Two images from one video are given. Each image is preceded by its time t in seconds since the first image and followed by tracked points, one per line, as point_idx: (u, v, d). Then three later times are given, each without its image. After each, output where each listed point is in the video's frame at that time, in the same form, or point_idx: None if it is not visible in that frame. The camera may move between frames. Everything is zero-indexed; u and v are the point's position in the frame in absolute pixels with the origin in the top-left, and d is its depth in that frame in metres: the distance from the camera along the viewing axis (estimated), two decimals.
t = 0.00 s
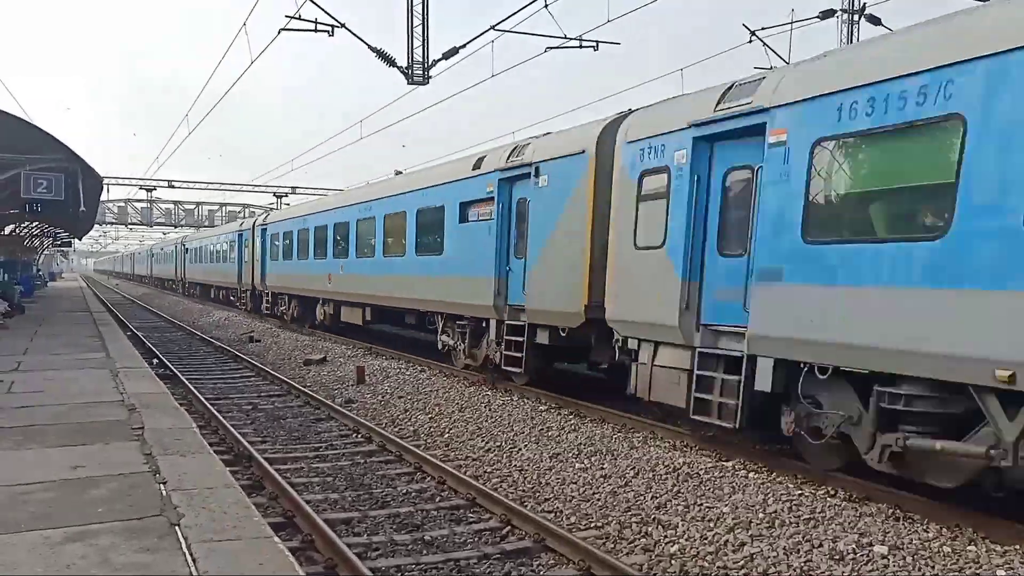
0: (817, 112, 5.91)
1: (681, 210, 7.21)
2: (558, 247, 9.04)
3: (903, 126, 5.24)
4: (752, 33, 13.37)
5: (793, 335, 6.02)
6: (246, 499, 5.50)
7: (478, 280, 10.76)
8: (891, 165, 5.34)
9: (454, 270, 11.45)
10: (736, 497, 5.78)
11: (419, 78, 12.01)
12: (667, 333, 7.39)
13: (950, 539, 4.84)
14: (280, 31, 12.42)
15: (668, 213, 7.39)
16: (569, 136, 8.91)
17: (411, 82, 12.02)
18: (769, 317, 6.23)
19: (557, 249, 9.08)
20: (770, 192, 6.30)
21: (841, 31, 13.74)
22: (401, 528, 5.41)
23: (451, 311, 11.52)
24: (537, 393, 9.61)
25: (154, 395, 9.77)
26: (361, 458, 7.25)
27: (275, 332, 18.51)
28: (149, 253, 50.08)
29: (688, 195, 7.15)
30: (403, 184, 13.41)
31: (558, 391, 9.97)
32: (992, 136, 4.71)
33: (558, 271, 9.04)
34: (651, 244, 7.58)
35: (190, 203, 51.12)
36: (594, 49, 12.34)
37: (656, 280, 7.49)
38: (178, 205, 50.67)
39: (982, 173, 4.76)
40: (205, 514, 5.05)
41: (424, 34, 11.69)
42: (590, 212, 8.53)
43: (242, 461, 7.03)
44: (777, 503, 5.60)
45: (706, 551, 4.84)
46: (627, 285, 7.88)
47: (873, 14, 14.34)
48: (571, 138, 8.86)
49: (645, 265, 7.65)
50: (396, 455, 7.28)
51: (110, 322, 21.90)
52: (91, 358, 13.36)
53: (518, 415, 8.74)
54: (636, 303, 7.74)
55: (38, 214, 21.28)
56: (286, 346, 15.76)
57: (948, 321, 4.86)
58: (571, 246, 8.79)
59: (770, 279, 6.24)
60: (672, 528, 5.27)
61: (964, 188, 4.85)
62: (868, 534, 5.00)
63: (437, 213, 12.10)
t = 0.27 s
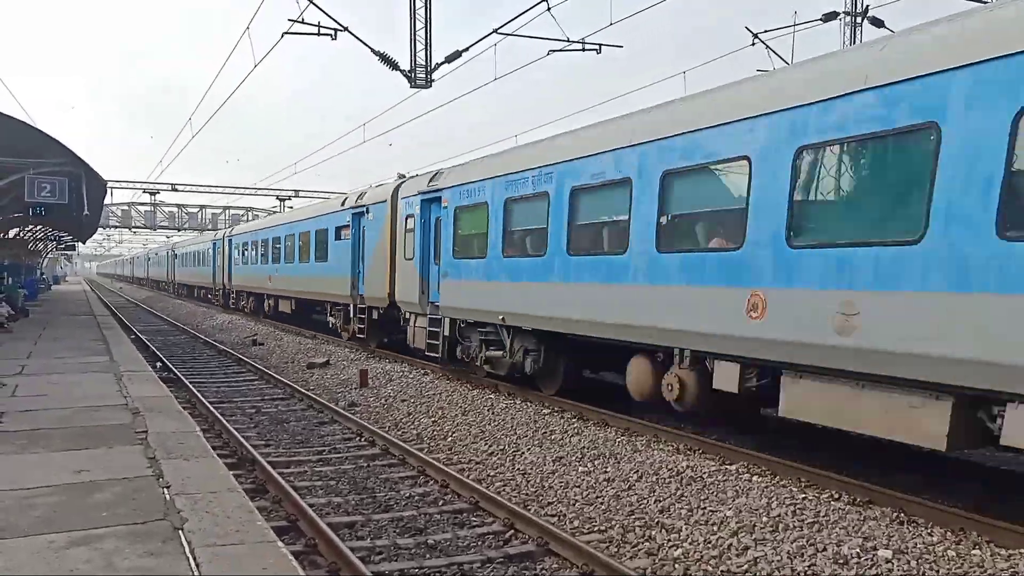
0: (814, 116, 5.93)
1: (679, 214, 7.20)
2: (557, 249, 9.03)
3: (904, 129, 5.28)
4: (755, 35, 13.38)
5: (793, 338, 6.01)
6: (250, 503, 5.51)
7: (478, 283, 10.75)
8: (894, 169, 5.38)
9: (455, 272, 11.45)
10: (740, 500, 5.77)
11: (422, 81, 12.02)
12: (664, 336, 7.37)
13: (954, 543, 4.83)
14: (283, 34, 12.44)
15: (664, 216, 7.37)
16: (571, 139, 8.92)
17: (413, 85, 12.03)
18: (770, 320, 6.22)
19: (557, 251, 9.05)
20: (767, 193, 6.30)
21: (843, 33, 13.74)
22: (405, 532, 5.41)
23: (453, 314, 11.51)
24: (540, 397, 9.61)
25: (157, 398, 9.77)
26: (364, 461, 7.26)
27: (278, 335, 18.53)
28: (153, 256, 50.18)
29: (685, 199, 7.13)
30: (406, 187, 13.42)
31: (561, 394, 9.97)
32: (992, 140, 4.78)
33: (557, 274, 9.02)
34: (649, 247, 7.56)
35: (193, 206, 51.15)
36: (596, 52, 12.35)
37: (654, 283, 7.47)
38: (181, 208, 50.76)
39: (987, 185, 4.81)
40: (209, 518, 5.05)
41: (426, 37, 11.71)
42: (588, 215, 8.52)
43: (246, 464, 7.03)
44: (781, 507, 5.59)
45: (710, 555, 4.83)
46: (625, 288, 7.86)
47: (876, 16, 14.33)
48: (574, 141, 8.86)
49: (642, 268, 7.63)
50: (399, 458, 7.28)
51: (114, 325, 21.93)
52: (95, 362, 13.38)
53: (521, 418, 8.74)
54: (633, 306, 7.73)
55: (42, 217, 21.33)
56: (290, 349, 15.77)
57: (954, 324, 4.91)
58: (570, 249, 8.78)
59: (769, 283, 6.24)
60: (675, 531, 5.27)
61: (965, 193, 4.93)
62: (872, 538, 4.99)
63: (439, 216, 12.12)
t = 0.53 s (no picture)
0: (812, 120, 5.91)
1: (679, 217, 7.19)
2: (557, 253, 9.02)
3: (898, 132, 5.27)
4: (757, 40, 13.39)
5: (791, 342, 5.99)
6: (252, 509, 5.50)
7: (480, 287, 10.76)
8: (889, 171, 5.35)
9: (457, 277, 11.45)
10: (742, 506, 5.76)
11: (424, 86, 12.04)
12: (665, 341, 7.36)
13: (957, 549, 4.81)
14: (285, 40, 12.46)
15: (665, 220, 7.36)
16: (573, 144, 8.92)
17: (415, 90, 12.05)
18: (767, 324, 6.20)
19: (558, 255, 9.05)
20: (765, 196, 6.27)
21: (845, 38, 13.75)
22: (407, 537, 5.40)
23: (455, 318, 11.50)
24: (542, 402, 9.59)
25: (159, 403, 9.77)
26: (366, 467, 7.25)
27: (280, 340, 18.54)
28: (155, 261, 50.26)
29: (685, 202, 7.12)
30: (408, 192, 13.43)
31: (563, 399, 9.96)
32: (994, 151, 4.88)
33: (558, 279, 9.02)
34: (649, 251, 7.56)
35: (196, 211, 51.22)
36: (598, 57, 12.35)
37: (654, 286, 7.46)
38: (184, 213, 50.85)
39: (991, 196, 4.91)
40: (211, 524, 5.04)
41: (428, 43, 11.73)
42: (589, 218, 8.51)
43: (247, 469, 7.03)
44: (783, 512, 5.58)
45: (712, 561, 4.82)
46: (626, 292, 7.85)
47: (878, 22, 14.35)
48: (575, 147, 8.87)
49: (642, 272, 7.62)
50: (400, 463, 7.28)
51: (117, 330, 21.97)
52: (97, 366, 13.38)
53: (523, 423, 8.73)
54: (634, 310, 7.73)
55: (45, 222, 21.38)
56: (292, 354, 15.77)
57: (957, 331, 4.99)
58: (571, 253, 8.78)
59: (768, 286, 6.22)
60: (677, 537, 5.26)
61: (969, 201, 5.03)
62: (875, 544, 4.97)
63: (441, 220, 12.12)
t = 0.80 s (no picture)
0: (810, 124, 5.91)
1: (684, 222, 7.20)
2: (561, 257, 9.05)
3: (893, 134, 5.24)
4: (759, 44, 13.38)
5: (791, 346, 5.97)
6: (253, 513, 5.49)
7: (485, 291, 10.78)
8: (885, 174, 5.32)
9: (462, 281, 11.48)
10: (744, 510, 5.75)
11: (425, 91, 12.05)
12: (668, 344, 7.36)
13: (961, 553, 4.80)
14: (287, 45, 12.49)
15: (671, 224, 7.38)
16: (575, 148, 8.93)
17: (417, 95, 12.06)
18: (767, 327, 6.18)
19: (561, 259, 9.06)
20: (768, 199, 6.24)
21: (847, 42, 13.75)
22: (408, 542, 5.39)
23: (460, 322, 11.51)
24: (545, 406, 9.59)
25: (161, 408, 9.78)
26: (368, 471, 7.24)
27: (282, 344, 18.54)
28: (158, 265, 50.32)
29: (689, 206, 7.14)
30: (410, 196, 13.44)
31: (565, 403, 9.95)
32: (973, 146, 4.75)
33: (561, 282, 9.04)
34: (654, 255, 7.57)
35: (198, 215, 51.28)
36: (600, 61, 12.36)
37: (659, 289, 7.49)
38: (186, 217, 50.93)
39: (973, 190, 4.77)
40: (212, 529, 5.04)
41: (430, 47, 11.75)
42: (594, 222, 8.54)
43: (249, 474, 7.02)
44: (786, 517, 5.56)
45: (715, 566, 4.80)
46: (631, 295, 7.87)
47: (880, 25, 14.34)
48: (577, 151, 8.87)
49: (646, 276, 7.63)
50: (403, 468, 7.27)
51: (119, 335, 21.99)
52: (99, 371, 13.39)
53: (526, 427, 8.73)
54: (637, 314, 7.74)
55: (48, 227, 21.42)
56: (294, 358, 15.78)
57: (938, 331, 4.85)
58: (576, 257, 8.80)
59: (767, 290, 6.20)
60: (680, 542, 5.24)
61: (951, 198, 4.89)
62: (878, 548, 4.96)
63: (444, 224, 12.16)
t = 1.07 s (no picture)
0: (814, 127, 5.96)
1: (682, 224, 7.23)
2: (562, 260, 9.06)
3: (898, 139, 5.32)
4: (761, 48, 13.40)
5: (795, 348, 6.02)
6: (255, 518, 5.49)
7: (484, 294, 10.79)
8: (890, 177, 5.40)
9: (462, 284, 11.49)
10: (746, 514, 5.74)
11: (427, 95, 12.07)
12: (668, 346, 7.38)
13: (963, 557, 4.79)
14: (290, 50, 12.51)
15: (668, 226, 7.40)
16: (576, 152, 8.94)
17: (419, 99, 12.08)
18: (771, 330, 6.23)
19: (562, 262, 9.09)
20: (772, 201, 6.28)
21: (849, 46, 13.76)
22: (410, 546, 5.39)
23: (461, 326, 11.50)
24: (546, 410, 9.59)
25: (163, 412, 9.78)
26: (370, 475, 7.24)
27: (284, 349, 18.55)
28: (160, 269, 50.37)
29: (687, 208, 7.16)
30: (411, 200, 13.46)
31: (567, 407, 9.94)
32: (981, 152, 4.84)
33: (562, 285, 9.05)
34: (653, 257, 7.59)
35: (200, 220, 51.33)
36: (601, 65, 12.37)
37: (657, 292, 7.50)
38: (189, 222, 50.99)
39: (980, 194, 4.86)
40: (214, 533, 5.04)
41: (432, 52, 11.76)
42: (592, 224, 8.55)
43: (251, 478, 7.02)
44: (788, 520, 5.56)
45: (717, 570, 4.80)
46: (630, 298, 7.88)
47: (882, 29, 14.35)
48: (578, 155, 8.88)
49: (646, 278, 7.66)
50: (404, 472, 7.27)
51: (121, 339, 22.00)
52: (101, 375, 13.39)
53: (527, 431, 8.73)
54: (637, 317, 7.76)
55: (50, 232, 21.44)
56: (295, 362, 15.78)
57: (944, 335, 4.95)
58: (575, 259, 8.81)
59: (771, 292, 6.25)
60: (682, 545, 5.24)
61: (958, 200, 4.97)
62: (880, 552, 4.95)
63: (444, 228, 12.16)
